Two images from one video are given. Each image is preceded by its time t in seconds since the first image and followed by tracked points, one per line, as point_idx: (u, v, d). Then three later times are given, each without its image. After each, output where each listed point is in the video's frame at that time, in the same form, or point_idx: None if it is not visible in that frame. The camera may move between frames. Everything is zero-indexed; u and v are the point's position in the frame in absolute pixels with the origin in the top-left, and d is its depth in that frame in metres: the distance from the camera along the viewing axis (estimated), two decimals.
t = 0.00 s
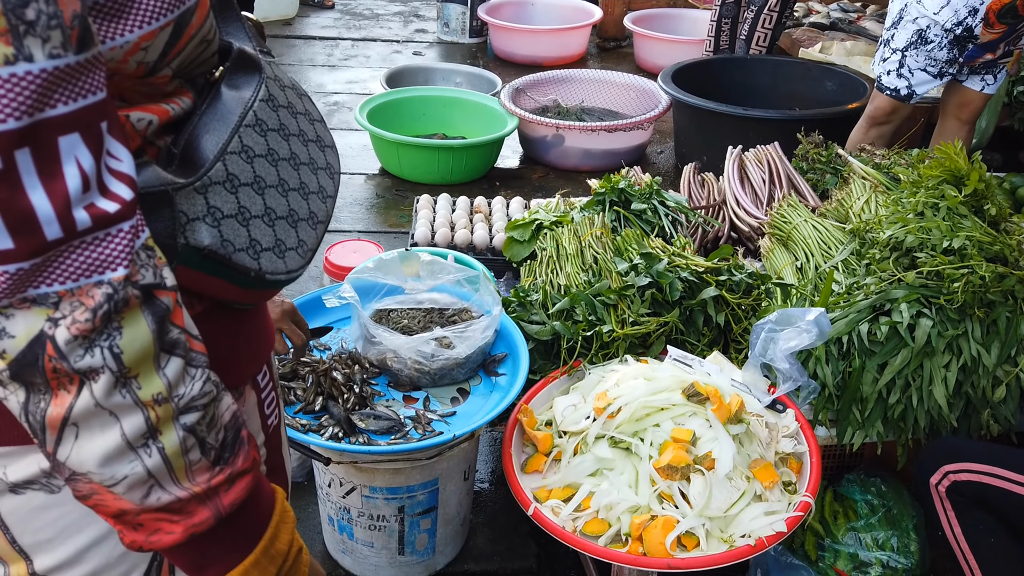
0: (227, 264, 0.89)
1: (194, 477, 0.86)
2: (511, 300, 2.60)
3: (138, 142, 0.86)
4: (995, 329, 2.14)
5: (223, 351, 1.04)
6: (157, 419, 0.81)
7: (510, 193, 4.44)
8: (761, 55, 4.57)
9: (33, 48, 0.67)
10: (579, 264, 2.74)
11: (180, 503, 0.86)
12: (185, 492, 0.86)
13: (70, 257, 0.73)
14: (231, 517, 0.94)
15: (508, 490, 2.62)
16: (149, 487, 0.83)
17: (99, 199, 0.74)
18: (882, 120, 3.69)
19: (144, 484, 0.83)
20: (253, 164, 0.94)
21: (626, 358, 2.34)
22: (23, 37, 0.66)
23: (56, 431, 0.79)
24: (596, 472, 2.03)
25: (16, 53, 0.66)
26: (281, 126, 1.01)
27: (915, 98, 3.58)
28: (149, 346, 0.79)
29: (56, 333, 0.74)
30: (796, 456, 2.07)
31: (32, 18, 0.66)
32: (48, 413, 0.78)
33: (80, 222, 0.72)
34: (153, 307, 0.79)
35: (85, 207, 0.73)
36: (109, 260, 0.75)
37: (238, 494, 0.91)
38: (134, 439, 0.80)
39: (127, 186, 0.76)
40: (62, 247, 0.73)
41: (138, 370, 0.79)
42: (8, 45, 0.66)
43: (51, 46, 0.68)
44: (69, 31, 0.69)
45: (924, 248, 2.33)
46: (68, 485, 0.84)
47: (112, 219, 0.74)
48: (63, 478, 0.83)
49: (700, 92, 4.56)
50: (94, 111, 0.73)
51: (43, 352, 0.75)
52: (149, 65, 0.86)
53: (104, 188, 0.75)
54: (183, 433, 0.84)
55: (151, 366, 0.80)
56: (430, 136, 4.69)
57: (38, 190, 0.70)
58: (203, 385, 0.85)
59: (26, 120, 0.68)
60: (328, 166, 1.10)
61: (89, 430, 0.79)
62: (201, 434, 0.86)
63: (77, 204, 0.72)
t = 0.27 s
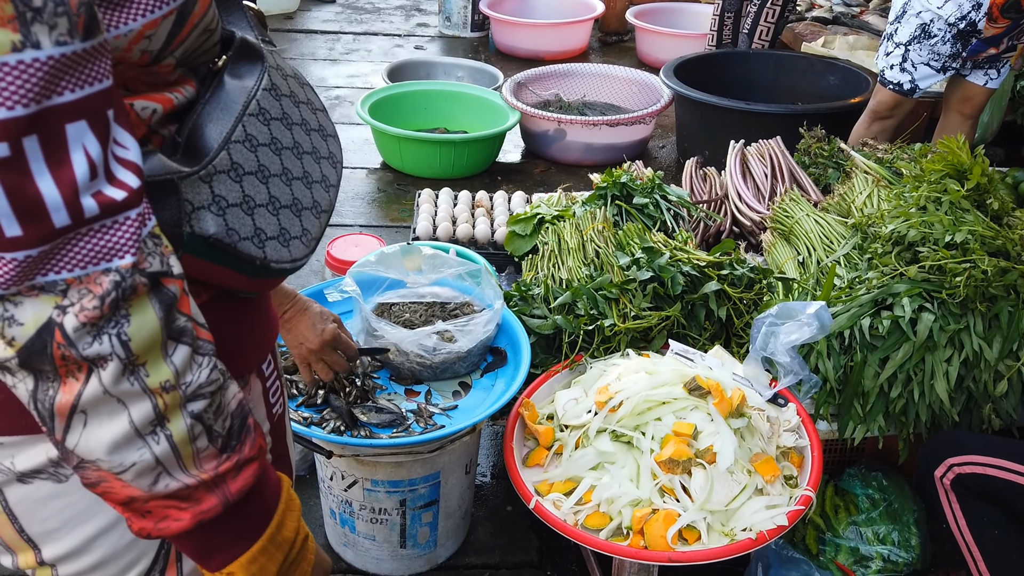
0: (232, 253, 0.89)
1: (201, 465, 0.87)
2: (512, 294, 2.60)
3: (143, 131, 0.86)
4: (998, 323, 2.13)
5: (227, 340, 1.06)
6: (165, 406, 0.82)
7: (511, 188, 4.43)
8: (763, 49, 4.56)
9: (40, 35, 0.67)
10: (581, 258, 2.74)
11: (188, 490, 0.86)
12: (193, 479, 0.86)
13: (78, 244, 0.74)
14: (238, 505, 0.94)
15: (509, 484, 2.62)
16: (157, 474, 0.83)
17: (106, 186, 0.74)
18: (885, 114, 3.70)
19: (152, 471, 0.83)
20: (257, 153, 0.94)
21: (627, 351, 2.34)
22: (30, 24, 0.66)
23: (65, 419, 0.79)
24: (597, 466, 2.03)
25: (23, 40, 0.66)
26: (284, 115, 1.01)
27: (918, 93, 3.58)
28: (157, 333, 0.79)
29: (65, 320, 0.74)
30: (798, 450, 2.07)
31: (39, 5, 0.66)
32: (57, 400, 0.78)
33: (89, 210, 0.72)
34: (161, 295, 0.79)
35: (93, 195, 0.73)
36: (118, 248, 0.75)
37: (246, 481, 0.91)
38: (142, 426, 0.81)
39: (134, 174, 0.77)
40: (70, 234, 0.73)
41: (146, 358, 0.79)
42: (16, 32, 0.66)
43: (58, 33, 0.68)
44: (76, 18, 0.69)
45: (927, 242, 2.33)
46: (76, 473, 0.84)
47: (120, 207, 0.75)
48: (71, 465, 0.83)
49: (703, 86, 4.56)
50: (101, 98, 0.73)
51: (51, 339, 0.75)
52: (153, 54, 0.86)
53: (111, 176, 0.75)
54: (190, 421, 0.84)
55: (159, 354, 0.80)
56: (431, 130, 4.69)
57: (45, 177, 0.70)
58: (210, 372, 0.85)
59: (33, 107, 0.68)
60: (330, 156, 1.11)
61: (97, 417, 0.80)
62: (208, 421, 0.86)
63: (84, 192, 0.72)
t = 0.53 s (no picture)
0: (235, 250, 0.89)
1: (207, 460, 0.87)
2: (511, 294, 2.60)
3: (147, 130, 0.86)
4: (996, 322, 2.14)
5: (230, 337, 1.06)
6: (171, 401, 0.82)
7: (511, 187, 4.43)
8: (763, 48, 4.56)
9: (47, 30, 0.67)
10: (580, 258, 2.74)
11: (194, 485, 0.86)
12: (199, 474, 0.86)
13: (85, 240, 0.74)
14: (243, 500, 0.94)
15: (509, 483, 2.62)
16: (163, 470, 0.84)
17: (113, 181, 0.74)
18: (885, 113, 3.70)
19: (159, 467, 0.83)
20: (259, 151, 0.94)
21: (627, 351, 2.35)
22: (37, 19, 0.66)
23: (72, 415, 0.79)
24: (597, 465, 2.03)
25: (30, 35, 0.66)
26: (284, 114, 1.02)
27: (918, 92, 3.58)
28: (163, 328, 0.79)
29: (72, 315, 0.75)
30: (797, 449, 2.08)
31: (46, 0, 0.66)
32: (64, 396, 0.78)
33: (96, 205, 0.72)
34: (167, 290, 0.79)
35: (99, 189, 0.73)
36: (124, 243, 0.75)
37: (251, 477, 0.92)
38: (148, 422, 0.81)
39: (139, 169, 0.77)
40: (77, 229, 0.73)
41: (152, 353, 0.79)
42: (23, 28, 0.66)
43: (65, 28, 0.68)
44: (82, 14, 0.69)
45: (925, 242, 2.33)
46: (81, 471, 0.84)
47: (126, 202, 0.74)
48: (77, 463, 0.83)
49: (702, 86, 4.56)
50: (106, 93, 0.74)
51: (59, 334, 0.75)
52: (155, 52, 0.86)
53: (116, 171, 0.75)
54: (196, 416, 0.84)
55: (165, 349, 0.80)
56: (431, 129, 4.69)
57: (52, 171, 0.70)
58: (216, 368, 0.86)
59: (39, 102, 0.68)
60: (331, 154, 1.11)
61: (104, 414, 0.79)
62: (214, 417, 0.87)
63: (91, 186, 0.72)
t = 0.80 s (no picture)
0: (234, 250, 0.88)
1: (201, 462, 0.86)
2: (511, 293, 2.60)
3: (146, 128, 0.85)
4: (997, 321, 2.13)
5: (228, 338, 1.05)
6: (164, 402, 0.81)
7: (511, 187, 4.43)
8: (763, 48, 4.56)
9: (39, 23, 0.66)
10: (580, 257, 2.74)
11: (188, 487, 0.86)
12: (193, 476, 0.86)
13: (76, 236, 0.73)
14: (239, 503, 0.94)
15: (509, 483, 2.62)
16: (157, 471, 0.83)
17: (106, 177, 0.73)
18: (884, 112, 3.70)
19: (152, 468, 0.83)
20: (260, 151, 0.93)
21: (627, 350, 2.34)
22: (29, 11, 0.66)
23: (64, 415, 0.79)
24: (597, 465, 2.03)
25: (21, 27, 0.65)
26: (287, 114, 1.01)
27: (917, 91, 3.58)
28: (157, 328, 0.79)
29: (64, 313, 0.74)
30: (797, 449, 2.07)
31: None
32: (56, 395, 0.78)
33: (88, 201, 0.72)
34: (161, 289, 0.79)
35: (92, 185, 0.72)
36: (117, 240, 0.74)
37: (247, 479, 0.91)
38: (141, 422, 0.80)
39: (134, 166, 0.76)
40: (68, 225, 0.72)
41: (145, 352, 0.78)
42: (14, 20, 0.65)
43: (57, 21, 0.67)
44: (75, 6, 0.69)
45: (926, 240, 2.32)
46: (75, 471, 0.83)
47: (119, 198, 0.74)
48: (70, 463, 0.83)
49: (702, 85, 4.55)
50: (102, 88, 0.73)
51: (50, 333, 0.74)
52: (155, 49, 0.85)
53: (110, 168, 0.74)
54: (190, 417, 0.84)
55: (159, 349, 0.80)
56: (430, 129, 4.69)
57: (45, 166, 0.70)
58: (211, 368, 0.85)
59: (33, 96, 0.68)
60: (333, 154, 1.10)
61: (97, 413, 0.79)
62: (209, 418, 0.86)
63: (84, 182, 0.72)
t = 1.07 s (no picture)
0: (233, 252, 0.88)
1: (200, 464, 0.86)
2: (510, 294, 2.59)
3: (145, 128, 0.85)
4: (997, 321, 2.13)
5: (227, 340, 1.04)
6: (164, 403, 0.80)
7: (510, 187, 4.42)
8: (762, 47, 4.55)
9: (39, 20, 0.66)
10: (579, 257, 2.73)
11: (187, 489, 0.85)
12: (192, 478, 0.85)
13: (76, 235, 0.72)
14: (238, 505, 0.93)
15: (508, 484, 2.61)
16: (156, 473, 0.82)
17: (106, 176, 0.73)
18: (884, 111, 3.70)
19: (151, 470, 0.82)
20: (259, 152, 0.93)
21: (626, 351, 2.34)
22: (29, 9, 0.65)
23: (62, 416, 0.78)
24: (597, 466, 2.02)
25: (22, 25, 0.65)
26: (287, 116, 1.00)
27: (916, 90, 3.58)
28: (156, 328, 0.78)
29: (63, 313, 0.73)
30: (798, 449, 2.06)
31: None
32: (54, 396, 0.77)
33: (87, 200, 0.71)
34: (161, 289, 0.78)
35: (92, 184, 0.71)
36: (116, 239, 0.74)
37: (246, 481, 0.90)
38: (141, 424, 0.80)
39: (134, 165, 0.76)
40: (67, 224, 0.71)
41: (145, 353, 0.78)
42: (14, 17, 0.65)
43: (58, 19, 0.67)
44: (76, 4, 0.68)
45: (926, 240, 2.32)
46: (73, 473, 0.83)
47: (119, 197, 0.73)
48: (68, 465, 0.82)
49: (701, 85, 4.55)
50: (102, 86, 0.72)
51: (49, 333, 0.74)
52: (155, 49, 0.84)
53: (111, 167, 0.74)
54: (189, 418, 0.83)
55: (158, 349, 0.79)
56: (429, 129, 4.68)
57: (44, 165, 0.69)
58: (210, 369, 0.84)
59: (33, 95, 0.67)
60: (333, 157, 1.10)
61: (95, 414, 0.78)
62: (208, 420, 0.85)
63: (84, 180, 0.71)
